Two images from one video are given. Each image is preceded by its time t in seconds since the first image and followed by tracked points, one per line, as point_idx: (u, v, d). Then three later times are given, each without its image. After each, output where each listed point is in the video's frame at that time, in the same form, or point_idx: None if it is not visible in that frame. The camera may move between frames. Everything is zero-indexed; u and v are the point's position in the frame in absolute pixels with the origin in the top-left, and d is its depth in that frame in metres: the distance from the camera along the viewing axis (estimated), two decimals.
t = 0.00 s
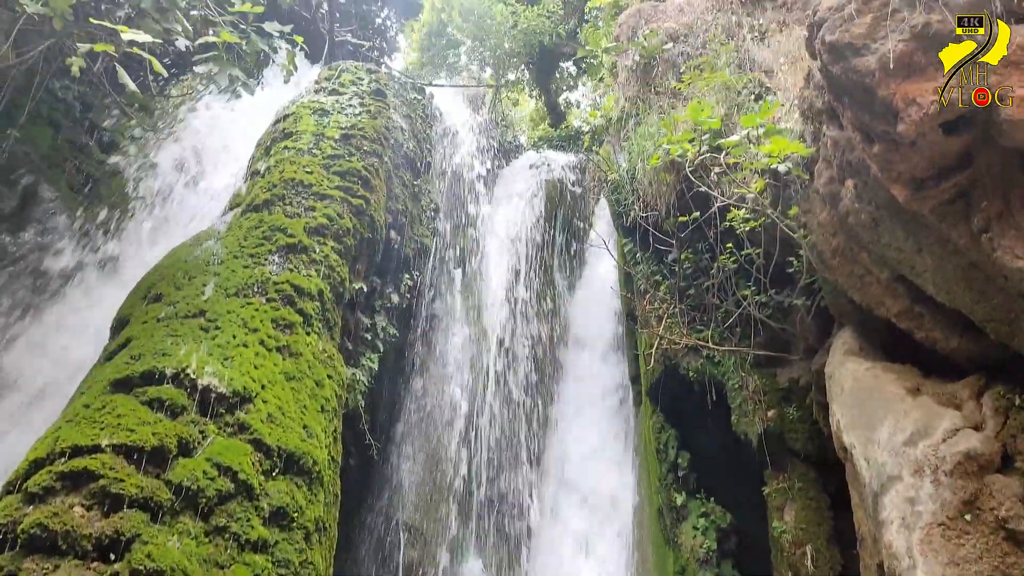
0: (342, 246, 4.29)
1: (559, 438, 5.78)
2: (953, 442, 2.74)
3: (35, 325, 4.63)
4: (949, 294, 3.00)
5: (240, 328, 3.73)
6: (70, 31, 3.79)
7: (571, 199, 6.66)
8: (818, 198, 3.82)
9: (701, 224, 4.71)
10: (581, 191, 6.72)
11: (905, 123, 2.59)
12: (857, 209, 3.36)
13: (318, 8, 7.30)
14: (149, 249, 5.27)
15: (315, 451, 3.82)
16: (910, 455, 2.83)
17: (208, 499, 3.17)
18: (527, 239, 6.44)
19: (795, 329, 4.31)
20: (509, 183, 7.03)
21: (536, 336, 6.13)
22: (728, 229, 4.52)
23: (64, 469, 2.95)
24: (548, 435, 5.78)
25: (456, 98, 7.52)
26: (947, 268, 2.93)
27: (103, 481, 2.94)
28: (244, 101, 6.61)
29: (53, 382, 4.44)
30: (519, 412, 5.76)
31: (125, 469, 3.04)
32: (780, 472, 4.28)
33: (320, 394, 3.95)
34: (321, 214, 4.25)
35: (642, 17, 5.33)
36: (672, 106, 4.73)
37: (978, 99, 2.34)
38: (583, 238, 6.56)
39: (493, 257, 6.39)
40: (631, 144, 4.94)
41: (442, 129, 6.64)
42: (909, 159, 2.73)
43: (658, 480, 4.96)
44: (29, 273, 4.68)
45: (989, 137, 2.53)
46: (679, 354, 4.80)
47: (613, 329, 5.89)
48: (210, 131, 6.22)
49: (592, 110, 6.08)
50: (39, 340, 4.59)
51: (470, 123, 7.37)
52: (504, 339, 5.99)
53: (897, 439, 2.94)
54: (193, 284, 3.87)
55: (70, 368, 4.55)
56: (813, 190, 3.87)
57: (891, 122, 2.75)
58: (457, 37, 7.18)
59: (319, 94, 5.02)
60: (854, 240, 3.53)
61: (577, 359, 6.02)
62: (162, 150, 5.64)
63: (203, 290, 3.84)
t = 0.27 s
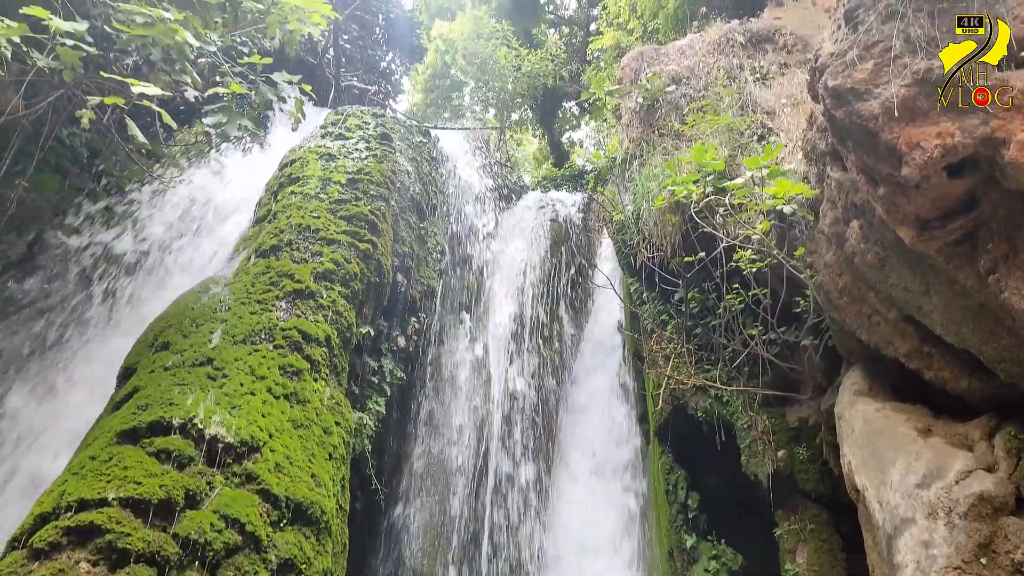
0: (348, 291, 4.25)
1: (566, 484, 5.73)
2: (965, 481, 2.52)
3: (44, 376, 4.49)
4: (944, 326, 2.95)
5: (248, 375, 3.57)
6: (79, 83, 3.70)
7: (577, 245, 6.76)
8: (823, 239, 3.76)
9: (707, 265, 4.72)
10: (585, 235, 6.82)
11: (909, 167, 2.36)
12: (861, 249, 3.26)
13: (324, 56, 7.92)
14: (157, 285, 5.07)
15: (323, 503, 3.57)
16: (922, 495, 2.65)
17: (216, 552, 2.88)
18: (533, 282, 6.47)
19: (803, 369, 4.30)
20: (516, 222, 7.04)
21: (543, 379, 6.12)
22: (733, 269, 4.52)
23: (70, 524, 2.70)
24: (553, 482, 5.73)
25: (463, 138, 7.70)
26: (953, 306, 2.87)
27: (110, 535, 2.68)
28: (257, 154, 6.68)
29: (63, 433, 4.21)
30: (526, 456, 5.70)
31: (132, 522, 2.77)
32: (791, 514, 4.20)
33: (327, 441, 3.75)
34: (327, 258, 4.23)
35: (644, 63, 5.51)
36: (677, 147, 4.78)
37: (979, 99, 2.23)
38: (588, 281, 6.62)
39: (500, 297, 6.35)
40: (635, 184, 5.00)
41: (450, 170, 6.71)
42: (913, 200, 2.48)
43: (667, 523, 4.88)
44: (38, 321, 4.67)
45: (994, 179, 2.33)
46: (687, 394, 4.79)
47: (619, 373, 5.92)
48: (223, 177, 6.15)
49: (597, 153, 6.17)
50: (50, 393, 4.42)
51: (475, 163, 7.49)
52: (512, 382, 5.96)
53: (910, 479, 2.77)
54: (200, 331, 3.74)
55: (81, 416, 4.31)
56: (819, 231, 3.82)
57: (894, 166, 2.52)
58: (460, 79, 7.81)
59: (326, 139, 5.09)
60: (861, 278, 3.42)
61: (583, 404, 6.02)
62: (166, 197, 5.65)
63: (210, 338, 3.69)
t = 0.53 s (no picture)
0: (355, 314, 4.23)
1: (573, 510, 5.67)
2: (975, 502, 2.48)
3: (48, 404, 4.49)
4: (952, 345, 2.94)
5: (255, 401, 3.55)
6: (87, 109, 3.64)
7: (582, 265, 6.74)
8: (829, 258, 3.73)
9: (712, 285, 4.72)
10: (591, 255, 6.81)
11: (914, 188, 2.37)
12: (867, 269, 3.24)
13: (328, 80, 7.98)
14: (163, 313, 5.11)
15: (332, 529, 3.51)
16: (932, 517, 2.62)
17: None
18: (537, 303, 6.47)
19: (810, 389, 4.26)
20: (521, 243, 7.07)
21: (548, 400, 6.11)
22: (739, 289, 4.51)
23: (78, 554, 2.65)
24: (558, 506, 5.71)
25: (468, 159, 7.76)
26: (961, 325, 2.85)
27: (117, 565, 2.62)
28: (262, 179, 6.76)
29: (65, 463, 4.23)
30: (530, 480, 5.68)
31: (140, 552, 2.71)
32: (801, 535, 4.12)
33: (335, 467, 3.70)
34: (333, 282, 4.23)
35: (647, 84, 5.56)
36: (681, 167, 4.79)
37: (979, 100, 2.27)
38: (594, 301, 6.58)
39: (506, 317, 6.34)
40: (640, 204, 5.01)
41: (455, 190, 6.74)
42: (919, 220, 2.49)
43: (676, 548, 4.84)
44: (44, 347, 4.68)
45: (1000, 200, 2.34)
46: (695, 415, 4.77)
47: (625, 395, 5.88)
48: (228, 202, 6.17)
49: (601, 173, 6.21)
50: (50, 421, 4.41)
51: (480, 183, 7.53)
52: (516, 404, 5.95)
53: (920, 500, 2.74)
54: (208, 356, 3.73)
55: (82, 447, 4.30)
56: (824, 251, 3.80)
57: (900, 187, 2.51)
58: (463, 100, 7.56)
59: (332, 162, 5.13)
60: (868, 298, 3.40)
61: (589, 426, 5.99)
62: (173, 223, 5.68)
63: (217, 363, 3.68)
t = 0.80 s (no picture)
0: (361, 331, 4.23)
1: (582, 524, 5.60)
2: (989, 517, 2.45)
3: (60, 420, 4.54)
4: (961, 358, 2.91)
5: (262, 419, 3.54)
6: (96, 130, 3.63)
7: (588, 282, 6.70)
8: (835, 271, 3.72)
9: (718, 298, 4.71)
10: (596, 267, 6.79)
11: (919, 201, 2.37)
12: (874, 283, 3.24)
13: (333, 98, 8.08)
14: (169, 326, 5.05)
15: (340, 548, 3.45)
16: (945, 533, 2.58)
17: None
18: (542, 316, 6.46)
19: (818, 403, 4.23)
20: (524, 259, 7.09)
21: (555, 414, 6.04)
22: (745, 303, 4.50)
23: None
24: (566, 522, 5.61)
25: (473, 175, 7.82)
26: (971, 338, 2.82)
27: None
28: (266, 197, 6.79)
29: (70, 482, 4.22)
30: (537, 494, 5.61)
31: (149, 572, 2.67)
32: (811, 551, 4.08)
33: (342, 484, 3.67)
34: (339, 299, 4.24)
35: (650, 98, 5.60)
36: (685, 182, 4.80)
37: (978, 100, 2.28)
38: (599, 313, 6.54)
39: (510, 333, 6.36)
40: (644, 219, 5.03)
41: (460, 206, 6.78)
42: (926, 233, 2.49)
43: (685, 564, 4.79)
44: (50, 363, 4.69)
45: (1008, 214, 2.33)
46: (702, 429, 4.73)
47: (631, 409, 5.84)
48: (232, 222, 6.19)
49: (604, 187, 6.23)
50: (55, 438, 4.42)
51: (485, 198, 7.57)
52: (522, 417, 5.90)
53: (933, 516, 2.71)
54: (215, 374, 3.73)
55: (89, 463, 4.35)
56: (830, 264, 3.79)
57: (906, 202, 2.52)
58: (466, 115, 7.77)
59: (337, 179, 5.16)
60: (875, 311, 3.39)
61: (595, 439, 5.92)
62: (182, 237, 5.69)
63: (224, 381, 3.68)
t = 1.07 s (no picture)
0: (368, 346, 4.22)
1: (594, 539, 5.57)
2: (1003, 530, 2.41)
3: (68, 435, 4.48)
4: (972, 370, 2.89)
5: (271, 436, 3.54)
6: (106, 149, 3.63)
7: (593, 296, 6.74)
8: (843, 283, 3.71)
9: (725, 311, 4.72)
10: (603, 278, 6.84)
11: (928, 213, 2.38)
12: (883, 294, 3.21)
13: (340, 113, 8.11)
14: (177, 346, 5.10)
15: (350, 566, 3.39)
16: (958, 547, 2.55)
17: None
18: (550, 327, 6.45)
19: (827, 415, 4.20)
20: (531, 271, 7.09)
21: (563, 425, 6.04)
22: (753, 314, 4.49)
23: None
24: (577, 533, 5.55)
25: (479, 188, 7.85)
26: (983, 349, 2.80)
27: None
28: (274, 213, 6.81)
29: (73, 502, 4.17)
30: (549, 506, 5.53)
31: None
32: (823, 565, 4.03)
33: (352, 500, 3.63)
34: (347, 314, 4.24)
35: (656, 111, 5.62)
36: (691, 194, 4.81)
37: (979, 100, 2.33)
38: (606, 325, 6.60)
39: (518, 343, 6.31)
40: (651, 231, 5.04)
41: (466, 219, 6.80)
42: (935, 245, 2.48)
43: None
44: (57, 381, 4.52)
45: (1017, 224, 2.32)
46: (711, 442, 4.74)
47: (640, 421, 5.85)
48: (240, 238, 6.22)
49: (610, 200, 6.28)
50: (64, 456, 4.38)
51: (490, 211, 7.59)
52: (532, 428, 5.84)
53: (946, 529, 2.68)
54: (224, 391, 3.73)
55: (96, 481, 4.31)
56: (838, 276, 3.78)
57: (913, 214, 2.52)
58: (471, 128, 7.68)
59: (344, 194, 5.19)
60: (884, 323, 3.36)
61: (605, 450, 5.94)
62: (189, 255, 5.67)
63: (233, 398, 3.69)
